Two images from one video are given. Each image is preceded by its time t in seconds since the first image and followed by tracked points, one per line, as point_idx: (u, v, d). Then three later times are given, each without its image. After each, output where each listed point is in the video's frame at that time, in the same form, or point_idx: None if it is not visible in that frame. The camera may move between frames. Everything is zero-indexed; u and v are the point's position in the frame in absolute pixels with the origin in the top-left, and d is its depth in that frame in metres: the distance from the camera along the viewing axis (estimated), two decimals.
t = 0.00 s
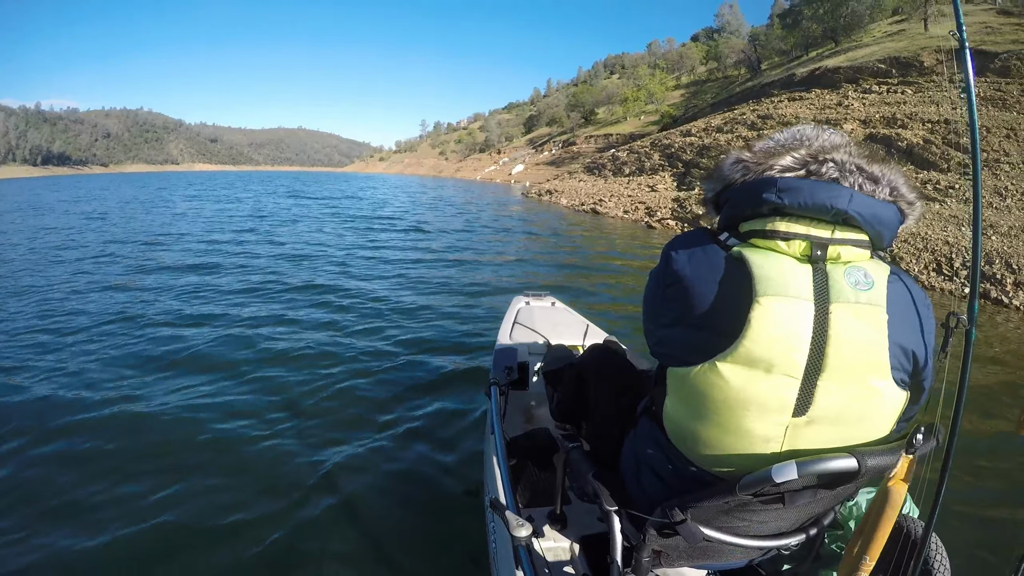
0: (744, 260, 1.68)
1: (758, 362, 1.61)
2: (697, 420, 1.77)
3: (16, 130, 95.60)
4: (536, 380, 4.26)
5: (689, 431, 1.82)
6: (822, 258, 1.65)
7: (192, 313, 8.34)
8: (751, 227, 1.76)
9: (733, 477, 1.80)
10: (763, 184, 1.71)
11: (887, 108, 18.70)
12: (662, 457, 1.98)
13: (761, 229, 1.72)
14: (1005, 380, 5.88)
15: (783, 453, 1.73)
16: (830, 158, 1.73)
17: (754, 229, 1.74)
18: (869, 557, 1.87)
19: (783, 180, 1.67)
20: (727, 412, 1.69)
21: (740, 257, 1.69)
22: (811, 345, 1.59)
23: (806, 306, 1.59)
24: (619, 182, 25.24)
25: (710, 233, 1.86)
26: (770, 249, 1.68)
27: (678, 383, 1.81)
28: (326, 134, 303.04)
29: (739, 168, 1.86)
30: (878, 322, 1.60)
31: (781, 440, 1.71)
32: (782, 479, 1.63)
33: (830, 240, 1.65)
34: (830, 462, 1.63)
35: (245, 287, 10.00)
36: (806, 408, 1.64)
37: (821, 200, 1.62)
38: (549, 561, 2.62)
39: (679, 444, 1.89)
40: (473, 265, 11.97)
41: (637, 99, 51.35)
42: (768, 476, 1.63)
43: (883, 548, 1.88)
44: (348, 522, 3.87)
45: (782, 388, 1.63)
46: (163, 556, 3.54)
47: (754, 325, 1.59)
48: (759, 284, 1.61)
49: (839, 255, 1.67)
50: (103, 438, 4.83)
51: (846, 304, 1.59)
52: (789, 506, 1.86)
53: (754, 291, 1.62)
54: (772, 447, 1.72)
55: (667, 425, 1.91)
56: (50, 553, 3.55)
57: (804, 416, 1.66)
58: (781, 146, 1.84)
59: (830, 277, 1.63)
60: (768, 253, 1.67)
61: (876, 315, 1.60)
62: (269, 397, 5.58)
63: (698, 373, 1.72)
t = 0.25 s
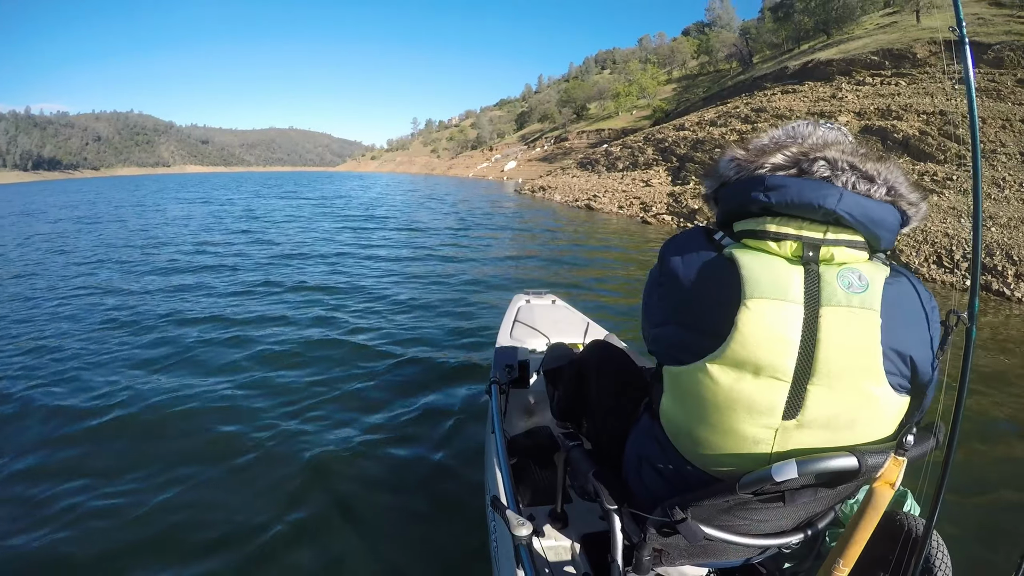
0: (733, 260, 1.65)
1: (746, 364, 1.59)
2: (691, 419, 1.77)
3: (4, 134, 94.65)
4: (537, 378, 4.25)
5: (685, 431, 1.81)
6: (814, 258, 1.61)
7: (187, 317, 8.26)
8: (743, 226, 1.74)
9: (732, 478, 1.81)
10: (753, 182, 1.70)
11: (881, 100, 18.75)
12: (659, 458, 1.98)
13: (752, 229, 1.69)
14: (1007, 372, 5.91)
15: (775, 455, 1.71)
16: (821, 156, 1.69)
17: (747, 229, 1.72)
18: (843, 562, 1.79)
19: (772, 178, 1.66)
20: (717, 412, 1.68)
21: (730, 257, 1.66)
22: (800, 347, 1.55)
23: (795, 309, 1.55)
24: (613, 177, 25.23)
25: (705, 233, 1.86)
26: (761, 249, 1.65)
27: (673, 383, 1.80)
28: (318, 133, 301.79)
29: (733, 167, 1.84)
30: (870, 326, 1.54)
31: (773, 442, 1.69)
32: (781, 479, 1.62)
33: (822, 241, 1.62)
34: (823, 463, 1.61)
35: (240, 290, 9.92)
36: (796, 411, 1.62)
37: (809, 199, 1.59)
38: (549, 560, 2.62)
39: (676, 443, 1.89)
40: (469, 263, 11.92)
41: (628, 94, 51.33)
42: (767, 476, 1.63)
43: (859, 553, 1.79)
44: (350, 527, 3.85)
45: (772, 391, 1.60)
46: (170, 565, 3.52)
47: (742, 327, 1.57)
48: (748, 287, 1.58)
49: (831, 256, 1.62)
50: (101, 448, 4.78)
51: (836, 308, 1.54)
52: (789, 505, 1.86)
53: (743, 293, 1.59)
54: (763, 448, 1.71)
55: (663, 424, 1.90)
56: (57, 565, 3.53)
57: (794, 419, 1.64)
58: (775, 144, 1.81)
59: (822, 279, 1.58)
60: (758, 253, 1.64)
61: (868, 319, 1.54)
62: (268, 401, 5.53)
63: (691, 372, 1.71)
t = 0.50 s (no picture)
0: (735, 260, 1.64)
1: (746, 363, 1.59)
2: (691, 418, 1.76)
3: None
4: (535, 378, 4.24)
5: (685, 430, 1.81)
6: (816, 258, 1.60)
7: (180, 318, 8.17)
8: (746, 226, 1.73)
9: (733, 477, 1.81)
10: (756, 183, 1.69)
11: (874, 96, 18.84)
12: (659, 457, 1.97)
13: (755, 229, 1.69)
14: (1004, 368, 5.96)
15: (774, 455, 1.70)
16: (824, 157, 1.68)
17: (750, 229, 1.71)
18: (854, 549, 1.84)
19: (775, 178, 1.65)
20: (718, 411, 1.68)
21: (731, 256, 1.66)
22: (800, 347, 1.54)
23: (795, 309, 1.54)
24: (606, 175, 25.24)
25: (709, 233, 1.85)
26: (763, 249, 1.64)
27: (674, 381, 1.79)
28: (309, 132, 300.27)
29: (737, 167, 1.83)
30: (870, 329, 1.53)
31: (772, 442, 1.68)
32: (782, 479, 1.61)
33: (823, 242, 1.61)
34: (824, 460, 1.60)
35: (233, 290, 9.82)
36: (796, 411, 1.61)
37: (811, 199, 1.58)
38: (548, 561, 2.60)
39: (677, 441, 1.88)
40: (463, 262, 11.87)
41: (619, 91, 51.36)
42: (768, 475, 1.63)
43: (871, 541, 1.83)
44: (350, 529, 3.82)
45: (771, 391, 1.59)
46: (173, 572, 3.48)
47: (743, 326, 1.56)
48: (748, 286, 1.57)
49: (833, 256, 1.60)
50: (97, 453, 4.71)
51: (836, 308, 1.53)
52: (788, 505, 1.85)
53: (743, 293, 1.58)
54: (762, 448, 1.70)
55: (664, 422, 1.89)
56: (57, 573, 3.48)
57: (794, 419, 1.63)
58: (778, 144, 1.79)
59: (823, 279, 1.57)
60: (760, 253, 1.63)
61: (869, 320, 1.53)
62: (265, 403, 5.48)
63: (692, 370, 1.71)
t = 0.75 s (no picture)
0: (734, 262, 1.63)
1: (745, 367, 1.57)
2: (691, 419, 1.75)
3: None
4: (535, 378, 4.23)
5: (685, 431, 1.80)
6: (816, 262, 1.58)
7: (176, 325, 8.11)
8: (747, 227, 1.72)
9: (732, 478, 1.80)
10: (758, 184, 1.67)
11: (868, 88, 18.89)
12: (659, 459, 1.96)
13: (756, 230, 1.67)
14: (1006, 359, 5.99)
15: (773, 457, 1.69)
16: (827, 159, 1.65)
17: (751, 231, 1.69)
18: (867, 543, 1.89)
19: (777, 180, 1.63)
20: (717, 413, 1.66)
21: (732, 259, 1.64)
22: (799, 351, 1.53)
23: (795, 313, 1.53)
24: (599, 172, 25.24)
25: (710, 233, 1.83)
26: (763, 251, 1.63)
27: (673, 382, 1.78)
28: (301, 135, 299.28)
29: (738, 167, 1.80)
30: (871, 334, 1.51)
31: (771, 445, 1.67)
32: (781, 479, 1.61)
33: (825, 245, 1.58)
34: (821, 462, 1.59)
35: (228, 295, 9.75)
36: (796, 415, 1.60)
37: (813, 202, 1.56)
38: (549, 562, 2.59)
39: (677, 442, 1.87)
40: (459, 262, 11.83)
41: (610, 88, 51.37)
42: (767, 475, 1.62)
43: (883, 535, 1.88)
44: (354, 533, 3.79)
45: (771, 395, 1.58)
46: None
47: (742, 329, 1.55)
48: (748, 290, 1.56)
49: (834, 260, 1.58)
50: (96, 463, 4.66)
51: (837, 312, 1.51)
52: (789, 505, 1.85)
53: (743, 296, 1.57)
54: (760, 451, 1.69)
55: (664, 423, 1.88)
56: None
57: (792, 423, 1.61)
58: (781, 145, 1.76)
59: (823, 284, 1.55)
60: (760, 255, 1.62)
61: (870, 326, 1.51)
62: (264, 409, 5.43)
63: (691, 372, 1.70)
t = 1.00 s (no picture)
0: (739, 263, 1.63)
1: (750, 369, 1.57)
2: (692, 419, 1.75)
3: None
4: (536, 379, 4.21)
5: (686, 433, 1.79)
6: (822, 263, 1.57)
7: (171, 330, 8.03)
8: (752, 228, 1.70)
9: (732, 479, 1.80)
10: (764, 184, 1.66)
11: (861, 81, 18.96)
12: (659, 460, 1.95)
13: (762, 231, 1.66)
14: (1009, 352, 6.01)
15: (775, 457, 1.69)
16: (835, 160, 1.62)
17: (756, 231, 1.68)
18: (867, 560, 1.77)
19: (784, 181, 1.61)
20: (721, 415, 1.66)
21: (738, 260, 1.64)
22: (804, 354, 1.53)
23: (801, 315, 1.52)
24: (592, 169, 25.25)
25: (711, 235, 1.83)
26: (769, 252, 1.62)
27: (675, 383, 1.78)
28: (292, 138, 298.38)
29: (743, 167, 1.78)
30: (876, 336, 1.51)
31: (775, 446, 1.67)
32: (782, 479, 1.62)
33: (832, 246, 1.57)
34: (822, 463, 1.60)
35: (224, 300, 9.69)
36: (801, 417, 1.60)
37: (820, 203, 1.55)
38: (550, 562, 2.55)
39: (677, 443, 1.87)
40: (456, 263, 11.80)
41: (602, 85, 51.41)
42: (768, 476, 1.63)
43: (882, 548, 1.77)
44: (357, 536, 3.77)
45: (775, 397, 1.58)
46: None
47: (748, 331, 1.54)
48: (755, 291, 1.55)
49: (840, 261, 1.57)
50: (94, 470, 4.60)
51: (844, 315, 1.51)
52: (789, 505, 1.84)
53: (749, 298, 1.57)
54: (764, 453, 1.69)
55: (664, 424, 1.88)
56: None
57: (797, 424, 1.62)
58: (787, 145, 1.74)
59: (830, 286, 1.54)
60: (765, 257, 1.61)
61: (876, 328, 1.51)
62: (263, 414, 5.38)
63: (693, 374, 1.70)
